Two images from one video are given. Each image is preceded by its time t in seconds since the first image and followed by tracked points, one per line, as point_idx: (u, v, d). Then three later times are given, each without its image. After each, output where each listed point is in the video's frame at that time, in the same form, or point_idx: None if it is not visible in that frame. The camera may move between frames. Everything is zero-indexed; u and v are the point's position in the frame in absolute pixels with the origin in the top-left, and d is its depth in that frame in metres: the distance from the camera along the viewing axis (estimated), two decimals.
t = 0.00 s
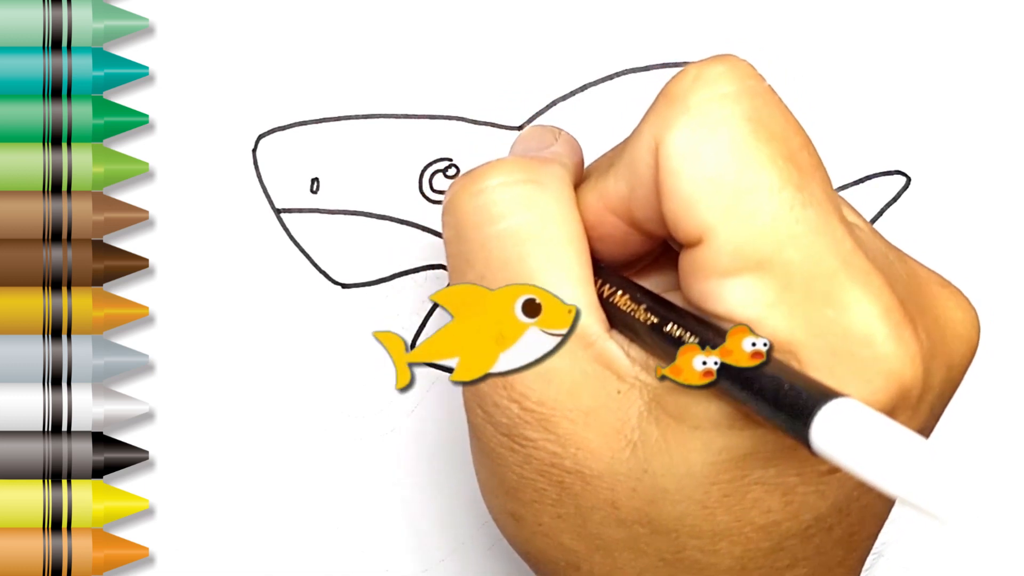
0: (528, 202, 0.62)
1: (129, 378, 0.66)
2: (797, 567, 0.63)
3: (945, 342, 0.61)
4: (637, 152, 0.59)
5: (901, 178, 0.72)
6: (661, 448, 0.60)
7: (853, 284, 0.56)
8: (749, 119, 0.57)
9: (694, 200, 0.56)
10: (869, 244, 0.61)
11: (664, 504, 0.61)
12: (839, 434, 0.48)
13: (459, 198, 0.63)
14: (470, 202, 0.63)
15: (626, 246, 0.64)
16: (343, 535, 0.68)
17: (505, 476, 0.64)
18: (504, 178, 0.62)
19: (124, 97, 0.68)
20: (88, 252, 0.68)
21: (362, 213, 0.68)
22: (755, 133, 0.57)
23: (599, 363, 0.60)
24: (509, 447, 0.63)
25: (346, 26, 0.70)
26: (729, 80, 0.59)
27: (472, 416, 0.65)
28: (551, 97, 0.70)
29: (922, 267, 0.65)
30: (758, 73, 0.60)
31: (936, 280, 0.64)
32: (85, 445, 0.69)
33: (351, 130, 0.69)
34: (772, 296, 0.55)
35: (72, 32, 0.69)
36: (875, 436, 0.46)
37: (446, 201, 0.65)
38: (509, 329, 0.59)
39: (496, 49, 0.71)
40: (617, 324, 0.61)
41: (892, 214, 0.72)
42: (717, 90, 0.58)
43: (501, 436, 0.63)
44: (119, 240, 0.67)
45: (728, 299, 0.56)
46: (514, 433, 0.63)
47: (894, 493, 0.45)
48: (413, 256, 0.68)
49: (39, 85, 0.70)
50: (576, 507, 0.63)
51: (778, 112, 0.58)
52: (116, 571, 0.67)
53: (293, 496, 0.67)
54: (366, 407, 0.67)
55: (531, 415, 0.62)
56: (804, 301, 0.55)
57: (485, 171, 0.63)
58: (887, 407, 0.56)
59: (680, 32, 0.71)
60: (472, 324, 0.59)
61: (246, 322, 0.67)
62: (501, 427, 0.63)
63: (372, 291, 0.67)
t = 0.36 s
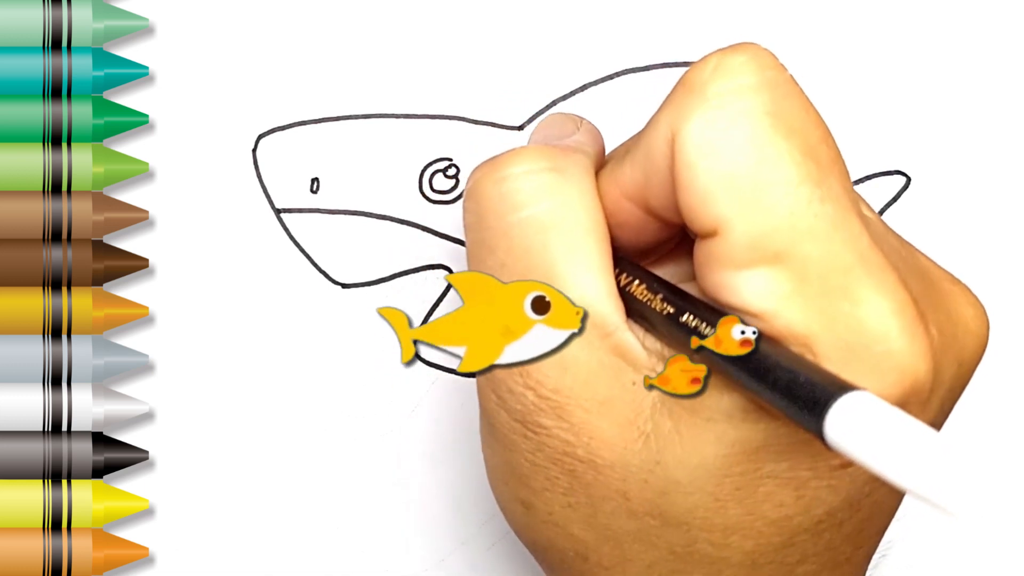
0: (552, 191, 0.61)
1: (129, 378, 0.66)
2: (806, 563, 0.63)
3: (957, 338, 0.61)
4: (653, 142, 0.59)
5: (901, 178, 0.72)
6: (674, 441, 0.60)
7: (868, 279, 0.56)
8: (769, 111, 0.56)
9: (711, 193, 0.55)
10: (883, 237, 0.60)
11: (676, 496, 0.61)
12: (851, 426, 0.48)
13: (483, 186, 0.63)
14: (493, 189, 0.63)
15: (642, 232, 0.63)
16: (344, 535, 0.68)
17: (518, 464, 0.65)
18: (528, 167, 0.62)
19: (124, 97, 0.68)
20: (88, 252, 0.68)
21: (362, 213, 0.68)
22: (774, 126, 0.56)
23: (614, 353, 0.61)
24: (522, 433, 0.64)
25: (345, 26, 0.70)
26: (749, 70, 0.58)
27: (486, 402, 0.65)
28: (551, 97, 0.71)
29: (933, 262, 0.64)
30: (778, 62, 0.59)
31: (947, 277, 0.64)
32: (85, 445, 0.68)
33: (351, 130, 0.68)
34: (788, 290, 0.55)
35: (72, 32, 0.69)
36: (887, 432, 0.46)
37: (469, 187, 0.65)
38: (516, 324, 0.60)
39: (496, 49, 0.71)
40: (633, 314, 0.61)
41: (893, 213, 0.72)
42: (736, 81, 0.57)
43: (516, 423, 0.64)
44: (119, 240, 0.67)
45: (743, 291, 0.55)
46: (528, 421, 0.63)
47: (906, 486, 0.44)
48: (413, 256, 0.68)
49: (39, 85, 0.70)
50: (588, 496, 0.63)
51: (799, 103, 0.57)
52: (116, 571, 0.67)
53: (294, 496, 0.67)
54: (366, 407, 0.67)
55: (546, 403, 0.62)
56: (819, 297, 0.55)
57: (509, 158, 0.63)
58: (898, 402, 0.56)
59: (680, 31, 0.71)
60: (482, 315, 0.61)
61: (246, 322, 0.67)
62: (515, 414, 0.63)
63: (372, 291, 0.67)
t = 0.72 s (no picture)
0: (554, 183, 0.61)
1: (129, 377, 0.67)
2: (805, 558, 0.63)
3: (959, 337, 0.61)
4: (660, 132, 0.59)
5: (901, 178, 0.72)
6: (672, 434, 0.60)
7: (871, 276, 0.56)
8: (778, 106, 0.56)
9: (717, 186, 0.56)
10: (886, 234, 0.61)
11: (676, 488, 0.61)
12: (845, 425, 0.48)
13: (482, 176, 0.63)
14: (492, 181, 0.62)
15: (643, 219, 0.64)
16: (344, 535, 0.68)
17: (519, 455, 0.64)
18: (528, 158, 0.62)
19: (123, 97, 0.68)
20: (88, 252, 0.68)
21: (362, 213, 0.68)
22: (783, 120, 0.56)
23: (614, 344, 0.61)
24: (524, 421, 0.63)
25: (345, 25, 0.70)
26: (760, 64, 0.58)
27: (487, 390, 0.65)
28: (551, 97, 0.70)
29: (935, 260, 0.64)
30: (789, 58, 0.59)
31: (950, 276, 0.64)
32: (85, 445, 0.68)
33: (351, 130, 0.69)
34: (791, 283, 0.55)
35: (72, 32, 0.68)
36: (880, 433, 0.46)
37: (469, 179, 0.64)
38: (521, 341, 0.62)
39: (496, 48, 0.70)
40: (632, 302, 0.62)
41: (893, 213, 0.72)
42: (747, 76, 0.57)
43: (518, 412, 0.63)
44: (119, 240, 0.68)
45: (747, 284, 0.56)
46: (530, 410, 0.63)
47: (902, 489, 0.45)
48: (413, 256, 0.68)
49: (39, 85, 0.70)
50: (590, 487, 0.62)
51: (809, 98, 0.57)
52: (116, 571, 0.67)
53: (294, 496, 0.67)
54: (365, 407, 0.67)
55: (549, 393, 0.62)
56: (821, 292, 0.55)
57: (508, 151, 0.63)
58: (898, 399, 0.56)
59: (680, 31, 0.71)
60: (492, 319, 0.63)
61: (247, 322, 0.67)
62: (517, 402, 0.63)
63: (372, 291, 0.67)
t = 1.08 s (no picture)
0: (544, 181, 0.61)
1: (129, 378, 0.67)
2: (800, 554, 0.63)
3: (954, 333, 0.61)
4: (653, 127, 0.59)
5: (901, 178, 0.72)
6: (667, 429, 0.60)
7: (865, 271, 0.56)
8: (771, 102, 0.56)
9: (710, 181, 0.56)
10: (879, 231, 0.61)
11: (671, 485, 0.61)
12: (836, 420, 0.48)
13: (473, 175, 0.62)
14: (483, 180, 0.62)
15: (634, 213, 0.64)
16: (344, 535, 0.68)
17: (515, 451, 0.64)
18: (517, 156, 0.62)
19: (123, 97, 0.68)
20: (88, 252, 0.68)
21: (362, 212, 0.68)
22: (776, 116, 0.56)
23: (608, 340, 0.61)
24: (520, 417, 0.63)
25: (345, 25, 0.70)
26: (754, 60, 0.58)
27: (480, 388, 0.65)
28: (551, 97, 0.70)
29: (929, 256, 0.64)
30: (784, 54, 0.59)
31: (945, 272, 0.64)
32: (85, 445, 0.68)
33: (351, 130, 0.69)
34: (784, 278, 0.55)
35: (72, 32, 0.68)
36: (873, 429, 0.46)
37: (459, 178, 0.64)
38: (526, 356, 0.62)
39: (496, 48, 0.70)
40: (624, 296, 0.62)
41: (894, 213, 0.72)
42: (740, 71, 0.57)
43: (513, 409, 0.63)
44: (119, 240, 0.67)
45: (741, 278, 0.56)
46: (527, 407, 0.63)
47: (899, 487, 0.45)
48: (413, 256, 0.68)
49: (39, 85, 0.70)
50: (586, 484, 0.63)
51: (801, 95, 0.58)
52: (116, 571, 0.67)
53: (294, 496, 0.67)
54: (365, 406, 0.67)
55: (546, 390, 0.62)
56: (815, 287, 0.55)
57: (496, 149, 0.62)
58: (892, 394, 0.56)
59: (680, 31, 0.71)
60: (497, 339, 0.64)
61: (246, 322, 0.67)
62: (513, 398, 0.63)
63: (372, 291, 0.67)
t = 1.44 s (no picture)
0: (563, 182, 0.60)
1: (129, 378, 0.67)
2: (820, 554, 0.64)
3: (976, 332, 0.62)
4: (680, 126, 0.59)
5: (901, 178, 0.72)
6: (690, 431, 0.60)
7: (892, 269, 0.56)
8: (800, 100, 0.56)
9: (739, 179, 0.56)
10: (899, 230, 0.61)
11: (693, 487, 0.61)
12: (874, 419, 0.48)
13: (488, 173, 0.61)
14: (500, 180, 0.61)
15: (651, 214, 0.64)
16: (344, 535, 0.68)
17: (533, 455, 0.64)
18: (534, 155, 0.60)
19: (123, 97, 0.68)
20: (88, 252, 0.68)
21: (362, 212, 0.68)
22: (805, 115, 0.56)
23: (627, 342, 0.61)
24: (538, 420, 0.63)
25: (345, 25, 0.70)
26: (781, 57, 0.57)
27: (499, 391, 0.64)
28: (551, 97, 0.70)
29: (946, 259, 0.65)
30: (809, 52, 0.59)
31: (960, 273, 0.65)
32: (85, 445, 0.68)
33: (351, 130, 0.69)
34: (813, 276, 0.55)
35: (72, 32, 0.68)
36: (912, 428, 0.46)
37: (471, 177, 0.62)
38: (530, 326, 0.62)
39: (496, 48, 0.70)
40: (643, 298, 0.62)
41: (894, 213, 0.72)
42: (768, 68, 0.57)
43: (530, 413, 0.63)
44: (119, 240, 0.68)
45: (767, 276, 0.56)
46: (545, 410, 0.62)
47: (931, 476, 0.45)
48: (413, 256, 0.68)
49: (39, 85, 0.70)
50: (605, 487, 0.63)
51: (827, 94, 0.58)
52: (116, 571, 0.67)
53: (294, 496, 0.67)
54: (364, 406, 0.67)
55: (565, 394, 0.61)
56: (843, 285, 0.55)
57: (512, 148, 0.61)
58: (918, 392, 0.57)
59: (680, 31, 0.71)
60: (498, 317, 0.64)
61: (246, 322, 0.67)
62: (530, 402, 0.63)
63: (372, 291, 0.67)
